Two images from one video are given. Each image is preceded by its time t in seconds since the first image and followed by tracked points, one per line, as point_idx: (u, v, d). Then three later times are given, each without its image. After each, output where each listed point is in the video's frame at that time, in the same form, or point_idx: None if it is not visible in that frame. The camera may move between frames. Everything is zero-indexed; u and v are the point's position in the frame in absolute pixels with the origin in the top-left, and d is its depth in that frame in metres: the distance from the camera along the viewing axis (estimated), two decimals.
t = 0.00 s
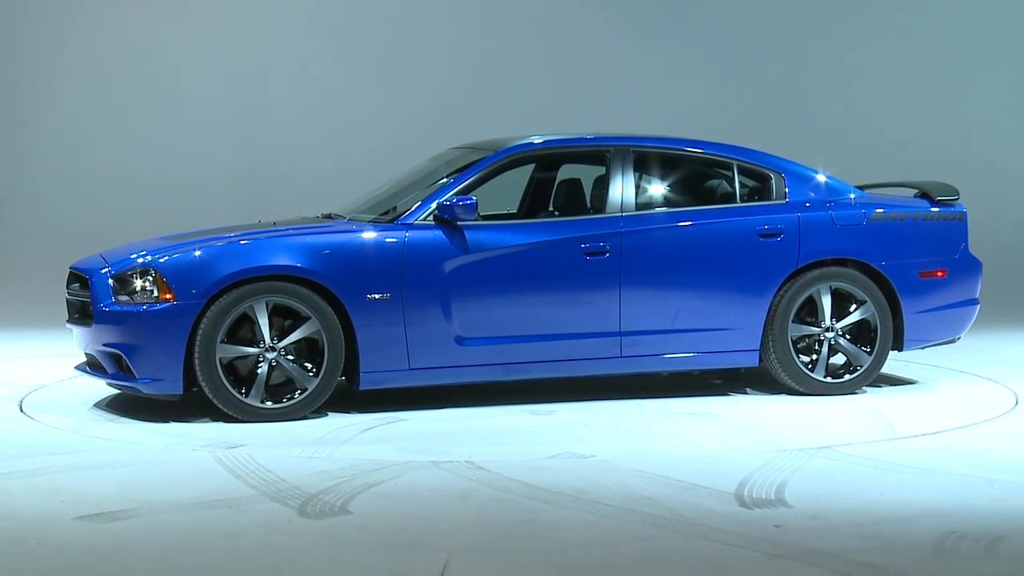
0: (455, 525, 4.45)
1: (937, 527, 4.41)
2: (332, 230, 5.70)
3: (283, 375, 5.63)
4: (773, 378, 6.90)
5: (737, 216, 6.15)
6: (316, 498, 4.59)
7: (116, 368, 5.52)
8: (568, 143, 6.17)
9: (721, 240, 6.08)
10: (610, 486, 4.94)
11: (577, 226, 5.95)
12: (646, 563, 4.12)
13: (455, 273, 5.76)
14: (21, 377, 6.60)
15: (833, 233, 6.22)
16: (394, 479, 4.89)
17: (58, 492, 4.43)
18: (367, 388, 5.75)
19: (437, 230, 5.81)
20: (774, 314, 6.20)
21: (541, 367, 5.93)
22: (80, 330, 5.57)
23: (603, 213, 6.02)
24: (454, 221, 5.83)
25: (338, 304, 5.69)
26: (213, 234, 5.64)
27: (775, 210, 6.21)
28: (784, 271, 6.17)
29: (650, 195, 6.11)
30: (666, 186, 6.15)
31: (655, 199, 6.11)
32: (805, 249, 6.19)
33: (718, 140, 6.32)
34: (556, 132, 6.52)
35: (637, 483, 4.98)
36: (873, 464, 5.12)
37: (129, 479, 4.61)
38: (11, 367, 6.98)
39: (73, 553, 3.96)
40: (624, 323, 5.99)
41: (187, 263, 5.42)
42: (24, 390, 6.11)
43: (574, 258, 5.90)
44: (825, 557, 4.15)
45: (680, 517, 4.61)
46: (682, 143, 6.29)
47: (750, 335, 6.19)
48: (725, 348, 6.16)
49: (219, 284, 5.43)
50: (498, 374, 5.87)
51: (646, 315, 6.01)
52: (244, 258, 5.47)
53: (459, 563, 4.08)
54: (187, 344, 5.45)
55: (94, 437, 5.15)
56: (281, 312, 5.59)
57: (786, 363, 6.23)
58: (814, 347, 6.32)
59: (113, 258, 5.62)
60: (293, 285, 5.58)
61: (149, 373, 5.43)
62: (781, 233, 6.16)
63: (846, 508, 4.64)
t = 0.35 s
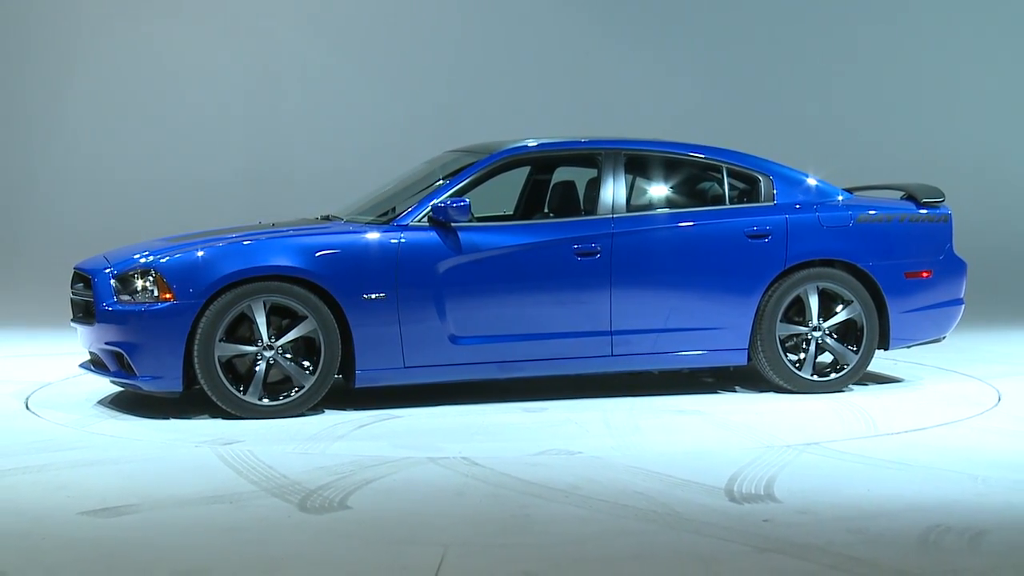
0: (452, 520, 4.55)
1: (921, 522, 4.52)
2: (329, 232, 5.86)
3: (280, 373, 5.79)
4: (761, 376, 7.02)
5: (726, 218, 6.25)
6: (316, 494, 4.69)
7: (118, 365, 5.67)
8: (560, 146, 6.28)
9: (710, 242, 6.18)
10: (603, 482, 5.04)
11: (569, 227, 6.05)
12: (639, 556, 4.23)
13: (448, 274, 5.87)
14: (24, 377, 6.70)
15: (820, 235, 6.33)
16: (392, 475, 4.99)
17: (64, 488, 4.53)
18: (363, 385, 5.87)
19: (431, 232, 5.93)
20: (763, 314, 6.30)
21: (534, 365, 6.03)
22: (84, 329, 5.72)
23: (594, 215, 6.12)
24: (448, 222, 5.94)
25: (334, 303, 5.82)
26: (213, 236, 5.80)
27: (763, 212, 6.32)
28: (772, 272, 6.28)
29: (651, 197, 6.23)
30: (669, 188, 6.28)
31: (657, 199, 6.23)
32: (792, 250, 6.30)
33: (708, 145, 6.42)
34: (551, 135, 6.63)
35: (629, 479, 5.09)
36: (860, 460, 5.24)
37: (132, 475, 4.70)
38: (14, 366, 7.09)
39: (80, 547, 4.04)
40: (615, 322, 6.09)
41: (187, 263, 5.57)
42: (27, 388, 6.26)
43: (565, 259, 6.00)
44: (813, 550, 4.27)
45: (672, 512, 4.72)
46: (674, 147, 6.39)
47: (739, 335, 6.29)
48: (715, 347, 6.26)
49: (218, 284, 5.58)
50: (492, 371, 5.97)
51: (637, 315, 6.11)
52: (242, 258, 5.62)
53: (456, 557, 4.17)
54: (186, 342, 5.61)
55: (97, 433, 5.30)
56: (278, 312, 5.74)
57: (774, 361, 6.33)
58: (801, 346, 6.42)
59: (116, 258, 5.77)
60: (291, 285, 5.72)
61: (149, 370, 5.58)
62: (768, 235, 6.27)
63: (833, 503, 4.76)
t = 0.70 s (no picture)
0: (451, 515, 4.64)
1: (907, 517, 4.63)
2: (328, 233, 6.04)
3: (280, 371, 5.99)
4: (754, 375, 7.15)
5: (718, 219, 6.36)
6: (317, 490, 4.79)
7: (122, 363, 5.88)
8: (557, 149, 6.40)
9: (702, 243, 6.28)
10: (599, 478, 5.14)
11: (563, 229, 6.16)
12: (635, 551, 4.32)
13: (445, 275, 6.00)
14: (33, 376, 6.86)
15: (811, 236, 6.43)
16: (392, 471, 5.09)
17: (73, 483, 4.65)
18: (362, 383, 6.02)
19: (428, 233, 6.06)
20: (754, 313, 6.41)
21: (530, 364, 6.14)
22: (91, 328, 5.94)
23: (589, 216, 6.23)
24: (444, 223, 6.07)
25: (333, 303, 5.99)
26: (216, 237, 6.01)
27: (754, 214, 6.42)
28: (763, 272, 6.37)
29: (659, 198, 6.35)
30: (675, 189, 6.40)
31: (665, 201, 6.36)
32: (784, 251, 6.39)
33: (704, 148, 6.53)
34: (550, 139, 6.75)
35: (625, 475, 5.20)
36: (852, 457, 5.35)
37: (140, 471, 4.85)
38: (24, 366, 7.24)
39: (87, 541, 4.12)
40: (608, 322, 6.19)
41: (190, 264, 5.78)
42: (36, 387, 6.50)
43: (559, 260, 6.10)
44: (804, 545, 4.37)
45: (667, 508, 4.82)
46: (669, 150, 6.50)
47: (731, 334, 6.39)
48: (707, 346, 6.36)
49: (220, 284, 5.78)
50: (488, 370, 6.09)
51: (631, 315, 6.21)
52: (243, 260, 5.81)
53: (455, 552, 4.25)
54: (189, 340, 5.82)
55: (104, 429, 5.52)
56: (279, 311, 5.93)
57: (765, 360, 6.43)
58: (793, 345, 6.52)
59: (122, 259, 5.99)
60: (291, 286, 5.90)
61: (153, 368, 5.79)
62: (760, 236, 6.37)
63: (825, 498, 4.86)
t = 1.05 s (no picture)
0: (450, 515, 4.63)
1: (906, 517, 4.64)
2: (326, 233, 6.03)
3: (277, 371, 5.99)
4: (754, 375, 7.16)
5: (717, 219, 6.35)
6: (317, 490, 4.77)
7: (120, 363, 5.88)
8: (556, 150, 6.39)
9: (701, 244, 6.27)
10: (598, 478, 5.14)
11: (562, 229, 6.15)
12: (635, 551, 4.31)
13: (443, 275, 6.00)
14: (32, 376, 6.84)
15: (810, 236, 6.41)
16: (391, 471, 5.08)
17: (73, 484, 4.63)
18: (359, 383, 6.00)
19: (425, 233, 6.05)
20: (753, 313, 6.40)
21: (528, 364, 6.13)
22: (89, 328, 5.94)
23: (587, 216, 6.23)
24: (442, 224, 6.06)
25: (331, 303, 5.98)
26: (214, 237, 6.01)
27: (752, 215, 6.41)
28: (761, 273, 6.37)
29: (670, 197, 6.36)
30: (685, 189, 6.40)
31: (676, 200, 6.37)
32: (782, 251, 6.38)
33: (703, 149, 6.51)
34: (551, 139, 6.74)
35: (624, 475, 5.20)
36: (851, 457, 5.35)
37: (140, 471, 4.83)
38: (23, 365, 7.22)
39: (85, 542, 4.10)
40: (606, 322, 6.19)
41: (187, 264, 5.78)
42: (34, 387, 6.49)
43: (557, 260, 6.10)
44: (804, 545, 4.37)
45: (667, 508, 4.81)
46: (670, 150, 6.48)
47: (729, 335, 6.38)
48: (706, 347, 6.36)
49: (217, 284, 5.78)
50: (486, 370, 6.09)
51: (629, 315, 6.21)
52: (240, 260, 5.81)
53: (455, 551, 4.24)
54: (185, 340, 5.82)
55: (102, 429, 5.52)
56: (276, 311, 5.93)
57: (763, 360, 6.42)
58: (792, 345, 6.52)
59: (120, 259, 6.00)
60: (288, 285, 5.90)
61: (150, 368, 5.79)
62: (758, 237, 6.36)
63: (824, 498, 4.87)
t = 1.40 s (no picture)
0: (451, 516, 4.62)
1: (905, 518, 4.63)
2: (325, 233, 6.02)
3: (274, 371, 5.97)
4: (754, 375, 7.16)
5: (715, 220, 6.34)
6: (317, 490, 4.76)
7: (117, 363, 5.86)
8: (555, 150, 6.39)
9: (698, 244, 6.26)
10: (598, 478, 5.13)
11: (560, 229, 6.15)
12: (636, 551, 4.31)
13: (440, 275, 5.99)
14: (32, 376, 6.82)
15: (809, 237, 6.40)
16: (391, 471, 5.08)
17: (73, 484, 4.61)
18: (357, 383, 5.99)
19: (422, 233, 6.04)
20: (751, 313, 6.39)
21: (526, 364, 6.13)
22: (88, 327, 5.92)
23: (585, 217, 6.22)
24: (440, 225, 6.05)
25: (328, 304, 5.97)
26: (213, 237, 6.00)
27: (751, 215, 6.40)
28: (760, 273, 6.36)
29: (680, 197, 6.36)
30: (692, 189, 6.40)
31: (686, 200, 6.37)
32: (781, 252, 6.37)
33: (703, 149, 6.51)
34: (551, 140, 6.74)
35: (624, 475, 5.20)
36: (851, 457, 5.36)
37: (140, 471, 4.82)
38: (23, 365, 7.20)
39: (84, 542, 4.08)
40: (605, 322, 6.18)
41: (185, 264, 5.77)
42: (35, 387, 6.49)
43: (554, 260, 6.09)
44: (804, 545, 4.37)
45: (668, 508, 4.81)
46: (670, 151, 6.48)
47: (728, 336, 6.38)
48: (704, 347, 6.35)
49: (213, 284, 5.77)
50: (484, 370, 6.08)
51: (627, 315, 6.20)
52: (238, 260, 5.80)
53: (454, 552, 4.23)
54: (182, 341, 5.80)
55: (99, 429, 5.50)
56: (274, 312, 5.92)
57: (762, 361, 6.41)
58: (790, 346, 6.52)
59: (119, 259, 5.99)
60: (286, 286, 5.88)
61: (147, 368, 5.77)
62: (757, 237, 6.35)
63: (825, 498, 4.87)
